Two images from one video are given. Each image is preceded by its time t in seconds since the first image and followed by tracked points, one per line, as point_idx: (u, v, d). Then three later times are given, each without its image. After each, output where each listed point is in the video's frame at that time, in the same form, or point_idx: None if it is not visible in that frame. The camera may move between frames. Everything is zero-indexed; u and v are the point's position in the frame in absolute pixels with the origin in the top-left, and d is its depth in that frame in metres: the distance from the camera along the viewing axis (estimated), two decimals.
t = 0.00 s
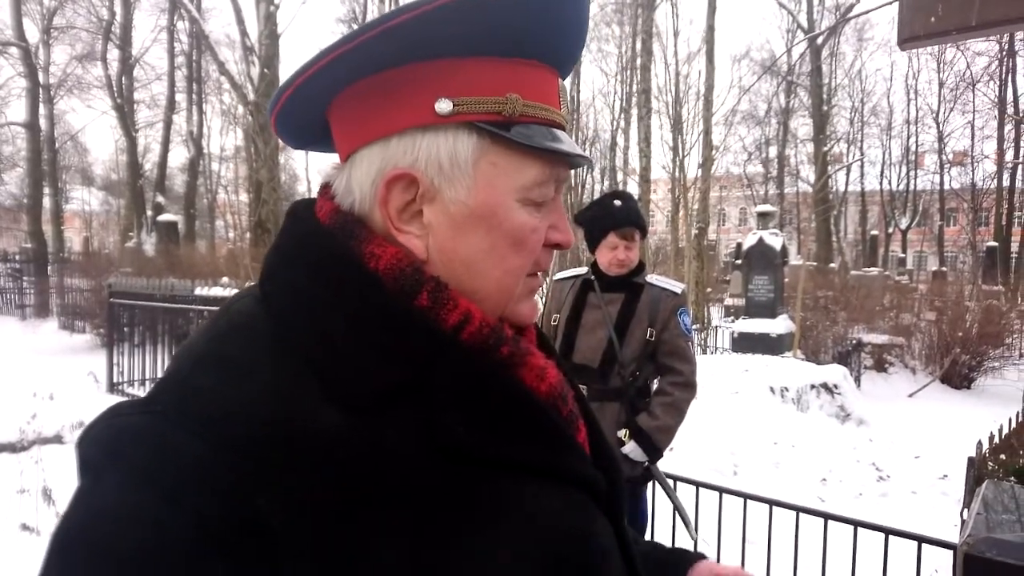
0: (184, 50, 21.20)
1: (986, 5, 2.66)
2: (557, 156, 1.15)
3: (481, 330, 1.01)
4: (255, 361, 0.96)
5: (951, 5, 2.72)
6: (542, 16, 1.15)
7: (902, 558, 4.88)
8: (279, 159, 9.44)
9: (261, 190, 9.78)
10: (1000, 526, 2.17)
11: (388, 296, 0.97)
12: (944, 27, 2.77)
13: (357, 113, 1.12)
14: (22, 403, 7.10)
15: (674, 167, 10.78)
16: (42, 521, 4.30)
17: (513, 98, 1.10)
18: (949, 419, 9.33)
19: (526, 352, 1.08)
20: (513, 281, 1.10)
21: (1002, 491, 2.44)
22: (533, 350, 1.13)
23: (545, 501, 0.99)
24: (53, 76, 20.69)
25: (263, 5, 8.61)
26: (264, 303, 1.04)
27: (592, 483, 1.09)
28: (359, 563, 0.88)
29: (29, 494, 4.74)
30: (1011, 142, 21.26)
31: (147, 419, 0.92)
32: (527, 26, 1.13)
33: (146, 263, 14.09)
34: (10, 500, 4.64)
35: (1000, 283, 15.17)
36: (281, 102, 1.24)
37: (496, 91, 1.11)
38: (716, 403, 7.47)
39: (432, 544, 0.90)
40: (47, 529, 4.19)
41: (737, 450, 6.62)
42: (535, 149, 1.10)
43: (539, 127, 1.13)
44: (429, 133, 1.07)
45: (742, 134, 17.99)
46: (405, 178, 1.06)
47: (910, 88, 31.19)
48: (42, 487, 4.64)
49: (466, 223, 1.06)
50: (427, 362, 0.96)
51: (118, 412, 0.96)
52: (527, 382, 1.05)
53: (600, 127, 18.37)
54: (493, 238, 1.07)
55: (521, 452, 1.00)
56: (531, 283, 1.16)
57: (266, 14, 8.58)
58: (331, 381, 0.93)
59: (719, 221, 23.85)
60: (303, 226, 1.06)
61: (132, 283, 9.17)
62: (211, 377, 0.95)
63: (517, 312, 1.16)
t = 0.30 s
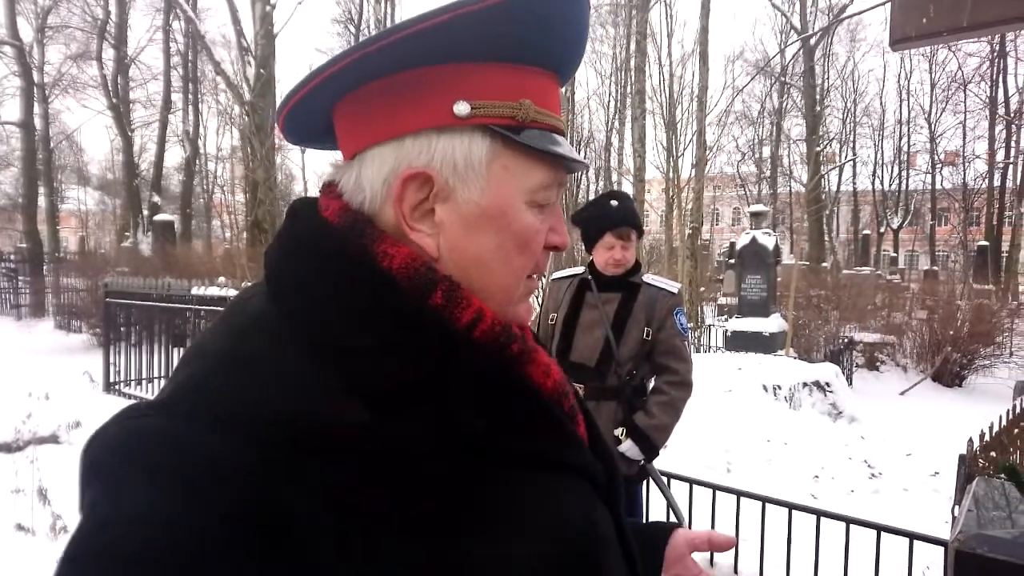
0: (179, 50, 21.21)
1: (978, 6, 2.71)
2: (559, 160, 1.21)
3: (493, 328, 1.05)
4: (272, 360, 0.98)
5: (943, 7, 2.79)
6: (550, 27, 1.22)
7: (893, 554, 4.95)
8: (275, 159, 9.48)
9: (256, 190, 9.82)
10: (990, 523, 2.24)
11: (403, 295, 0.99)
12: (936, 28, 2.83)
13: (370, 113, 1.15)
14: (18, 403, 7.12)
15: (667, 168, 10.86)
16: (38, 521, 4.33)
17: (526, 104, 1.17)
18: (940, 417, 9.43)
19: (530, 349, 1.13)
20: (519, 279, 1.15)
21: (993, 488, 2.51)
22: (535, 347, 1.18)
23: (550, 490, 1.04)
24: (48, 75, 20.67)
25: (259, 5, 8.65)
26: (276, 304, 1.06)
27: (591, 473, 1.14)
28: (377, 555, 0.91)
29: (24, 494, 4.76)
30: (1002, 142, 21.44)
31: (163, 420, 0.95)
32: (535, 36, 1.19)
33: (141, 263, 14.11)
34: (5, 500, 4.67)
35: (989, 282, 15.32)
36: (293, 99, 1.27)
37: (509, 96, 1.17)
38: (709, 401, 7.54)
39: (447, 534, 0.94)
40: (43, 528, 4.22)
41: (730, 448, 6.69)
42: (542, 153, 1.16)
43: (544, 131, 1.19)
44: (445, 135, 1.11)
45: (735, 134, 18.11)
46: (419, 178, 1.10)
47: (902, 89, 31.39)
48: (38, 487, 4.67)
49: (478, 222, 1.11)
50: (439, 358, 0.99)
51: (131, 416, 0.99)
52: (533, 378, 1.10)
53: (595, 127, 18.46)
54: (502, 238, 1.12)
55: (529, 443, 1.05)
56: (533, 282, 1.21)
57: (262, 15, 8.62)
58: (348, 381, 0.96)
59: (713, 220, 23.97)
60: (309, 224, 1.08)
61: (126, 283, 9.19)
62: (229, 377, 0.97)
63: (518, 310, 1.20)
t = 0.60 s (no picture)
0: (173, 48, 21.14)
1: (972, 5, 2.71)
2: (553, 155, 1.19)
3: (489, 327, 1.03)
4: (269, 357, 0.96)
5: (935, 8, 2.78)
6: (543, 24, 1.21)
7: (888, 552, 4.96)
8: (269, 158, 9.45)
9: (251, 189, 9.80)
10: (985, 520, 2.24)
11: (398, 295, 0.98)
12: (931, 27, 2.82)
13: (364, 113, 1.14)
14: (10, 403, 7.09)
15: (662, 167, 10.88)
16: (30, 523, 4.30)
17: (519, 101, 1.16)
18: (934, 416, 9.45)
19: (527, 348, 1.12)
20: (514, 277, 1.14)
21: (987, 486, 2.51)
22: (530, 346, 1.17)
23: (548, 486, 1.04)
24: (40, 73, 20.56)
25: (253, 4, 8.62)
26: (272, 300, 1.04)
27: (589, 471, 1.13)
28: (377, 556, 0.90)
29: (17, 494, 4.74)
30: (995, 142, 21.54)
31: (157, 420, 0.93)
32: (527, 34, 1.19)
33: (135, 262, 14.06)
34: None
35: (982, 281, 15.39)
36: (284, 99, 1.26)
37: (502, 92, 1.16)
38: (705, 400, 7.55)
39: (447, 532, 0.93)
40: (35, 529, 4.19)
41: (725, 447, 6.70)
42: (537, 150, 1.16)
43: (536, 129, 1.18)
44: (439, 132, 1.11)
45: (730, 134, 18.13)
46: (413, 175, 1.09)
47: (896, 89, 31.50)
48: (30, 487, 4.65)
49: (472, 219, 1.10)
50: (436, 356, 0.98)
51: (125, 416, 0.97)
52: (530, 377, 1.09)
53: (591, 126, 18.47)
54: (496, 236, 1.11)
55: (528, 441, 1.04)
56: (528, 280, 1.20)
57: (256, 13, 8.59)
58: (348, 379, 0.94)
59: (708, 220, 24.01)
60: (302, 224, 1.06)
61: (120, 283, 9.14)
62: (224, 375, 0.95)
63: (513, 308, 1.19)
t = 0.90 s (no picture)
0: (168, 47, 21.08)
1: (967, 5, 2.72)
2: (555, 154, 1.19)
3: (489, 326, 1.03)
4: (269, 352, 0.95)
5: (931, 5, 2.80)
6: (544, 21, 1.20)
7: (884, 550, 4.98)
8: (265, 157, 9.43)
9: (247, 188, 9.79)
10: (981, 519, 2.25)
11: (400, 293, 0.98)
12: (926, 27, 2.84)
13: (365, 112, 1.14)
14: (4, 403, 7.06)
15: (658, 166, 10.90)
16: (24, 523, 4.28)
17: (519, 99, 1.15)
18: (929, 414, 9.49)
19: (528, 348, 1.12)
20: (516, 276, 1.14)
21: (981, 483, 2.53)
22: (531, 346, 1.16)
23: (547, 486, 1.04)
24: (33, 72, 20.47)
25: (249, 3, 8.60)
26: (271, 296, 1.04)
27: (588, 472, 1.14)
28: (375, 557, 0.90)
29: (11, 495, 4.72)
30: (989, 141, 21.65)
31: (157, 411, 0.90)
32: (530, 32, 1.18)
33: (130, 261, 14.02)
34: None
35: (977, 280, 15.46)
36: (286, 98, 1.26)
37: (503, 90, 1.15)
38: (701, 398, 7.58)
39: (447, 532, 0.94)
40: (30, 530, 4.18)
41: (722, 446, 6.71)
42: (537, 149, 1.16)
43: (539, 128, 1.17)
44: (438, 130, 1.11)
45: (726, 133, 18.17)
46: (412, 173, 1.09)
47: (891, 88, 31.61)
48: (24, 487, 4.63)
49: (472, 218, 1.10)
50: (437, 359, 0.98)
51: (120, 408, 0.95)
52: (530, 377, 1.09)
53: (587, 125, 18.49)
54: (497, 234, 1.11)
55: (529, 442, 1.04)
56: (532, 280, 1.20)
57: (252, 12, 8.57)
58: (348, 377, 0.94)
59: (704, 219, 24.05)
60: (305, 223, 1.06)
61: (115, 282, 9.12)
62: (223, 368, 0.94)
63: (516, 308, 1.18)
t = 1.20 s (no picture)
0: (164, 46, 21.04)
1: (965, 4, 2.73)
2: (557, 155, 1.17)
3: (483, 324, 1.03)
4: (269, 350, 0.95)
5: (929, 4, 2.80)
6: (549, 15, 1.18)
7: (882, 550, 4.98)
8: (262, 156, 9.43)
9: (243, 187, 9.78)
10: (978, 517, 2.26)
11: (399, 293, 0.98)
12: (924, 26, 2.84)
13: (365, 108, 1.16)
14: None
15: (655, 166, 10.91)
16: (20, 524, 4.27)
17: (515, 94, 1.13)
18: (926, 413, 9.51)
19: (526, 346, 1.12)
20: (510, 274, 1.13)
21: (978, 482, 2.54)
22: (529, 344, 1.16)
23: (543, 485, 1.03)
24: (29, 70, 20.41)
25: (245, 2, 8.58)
26: (272, 295, 1.03)
27: (585, 473, 1.13)
28: (378, 558, 0.90)
29: (7, 495, 4.71)
30: (985, 141, 21.72)
31: (159, 410, 0.90)
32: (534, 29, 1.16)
33: (126, 261, 13.99)
34: None
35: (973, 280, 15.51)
36: (296, 96, 1.29)
37: (500, 85, 1.14)
38: (699, 398, 7.60)
39: (447, 533, 0.93)
40: (26, 530, 4.16)
41: (719, 445, 6.72)
42: (534, 147, 1.14)
43: (542, 126, 1.15)
44: (430, 123, 1.11)
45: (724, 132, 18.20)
46: (404, 163, 1.10)
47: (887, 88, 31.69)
48: (21, 488, 4.62)
49: (463, 211, 1.09)
50: (437, 360, 0.98)
51: (122, 406, 0.94)
52: (525, 375, 1.08)
53: (585, 125, 18.51)
54: (490, 229, 1.10)
55: (528, 441, 1.04)
56: (532, 280, 1.18)
57: (248, 11, 8.56)
58: (349, 376, 0.94)
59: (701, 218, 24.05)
60: (306, 220, 1.07)
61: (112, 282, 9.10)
62: (222, 367, 0.93)
63: (516, 307, 1.18)
